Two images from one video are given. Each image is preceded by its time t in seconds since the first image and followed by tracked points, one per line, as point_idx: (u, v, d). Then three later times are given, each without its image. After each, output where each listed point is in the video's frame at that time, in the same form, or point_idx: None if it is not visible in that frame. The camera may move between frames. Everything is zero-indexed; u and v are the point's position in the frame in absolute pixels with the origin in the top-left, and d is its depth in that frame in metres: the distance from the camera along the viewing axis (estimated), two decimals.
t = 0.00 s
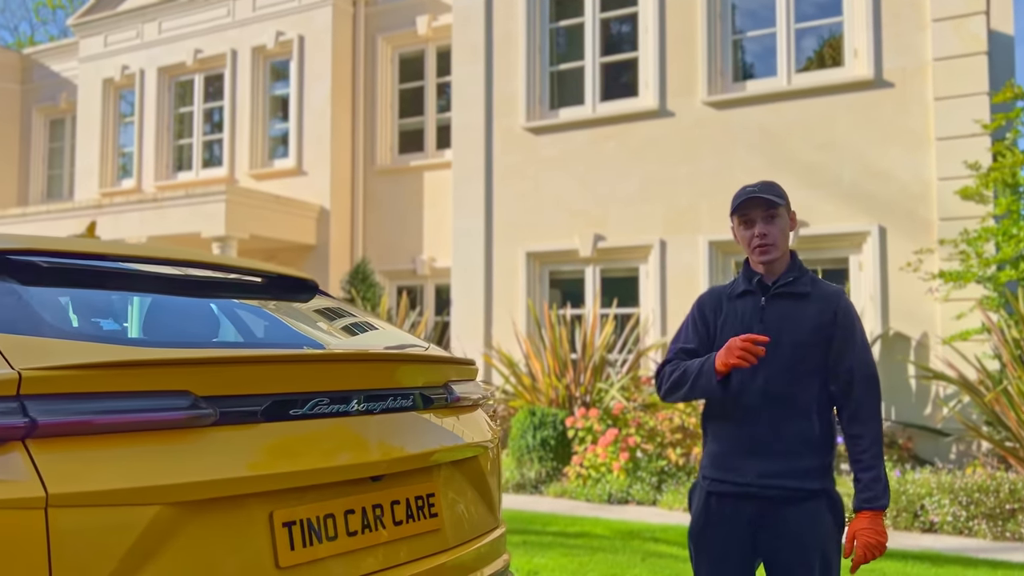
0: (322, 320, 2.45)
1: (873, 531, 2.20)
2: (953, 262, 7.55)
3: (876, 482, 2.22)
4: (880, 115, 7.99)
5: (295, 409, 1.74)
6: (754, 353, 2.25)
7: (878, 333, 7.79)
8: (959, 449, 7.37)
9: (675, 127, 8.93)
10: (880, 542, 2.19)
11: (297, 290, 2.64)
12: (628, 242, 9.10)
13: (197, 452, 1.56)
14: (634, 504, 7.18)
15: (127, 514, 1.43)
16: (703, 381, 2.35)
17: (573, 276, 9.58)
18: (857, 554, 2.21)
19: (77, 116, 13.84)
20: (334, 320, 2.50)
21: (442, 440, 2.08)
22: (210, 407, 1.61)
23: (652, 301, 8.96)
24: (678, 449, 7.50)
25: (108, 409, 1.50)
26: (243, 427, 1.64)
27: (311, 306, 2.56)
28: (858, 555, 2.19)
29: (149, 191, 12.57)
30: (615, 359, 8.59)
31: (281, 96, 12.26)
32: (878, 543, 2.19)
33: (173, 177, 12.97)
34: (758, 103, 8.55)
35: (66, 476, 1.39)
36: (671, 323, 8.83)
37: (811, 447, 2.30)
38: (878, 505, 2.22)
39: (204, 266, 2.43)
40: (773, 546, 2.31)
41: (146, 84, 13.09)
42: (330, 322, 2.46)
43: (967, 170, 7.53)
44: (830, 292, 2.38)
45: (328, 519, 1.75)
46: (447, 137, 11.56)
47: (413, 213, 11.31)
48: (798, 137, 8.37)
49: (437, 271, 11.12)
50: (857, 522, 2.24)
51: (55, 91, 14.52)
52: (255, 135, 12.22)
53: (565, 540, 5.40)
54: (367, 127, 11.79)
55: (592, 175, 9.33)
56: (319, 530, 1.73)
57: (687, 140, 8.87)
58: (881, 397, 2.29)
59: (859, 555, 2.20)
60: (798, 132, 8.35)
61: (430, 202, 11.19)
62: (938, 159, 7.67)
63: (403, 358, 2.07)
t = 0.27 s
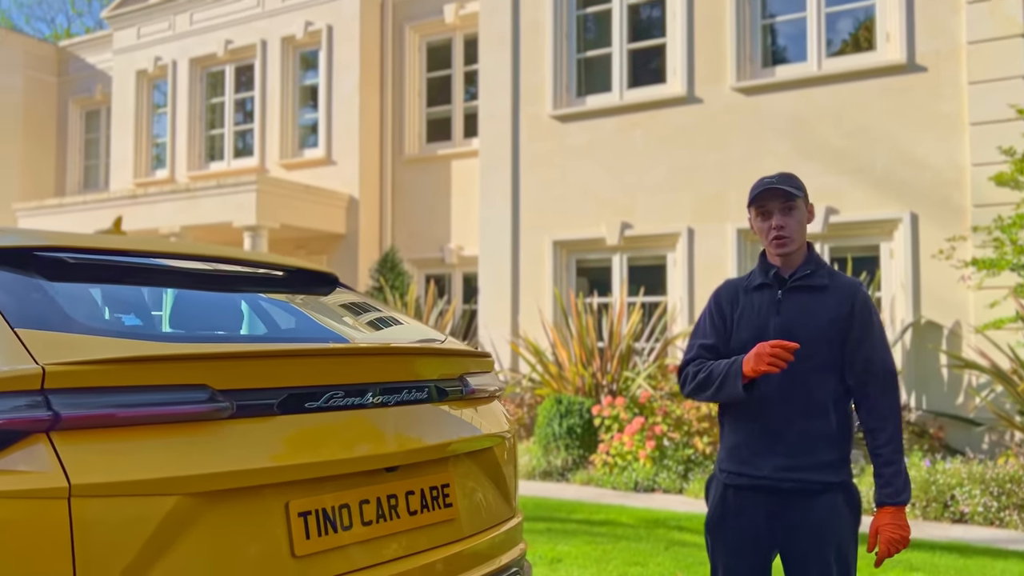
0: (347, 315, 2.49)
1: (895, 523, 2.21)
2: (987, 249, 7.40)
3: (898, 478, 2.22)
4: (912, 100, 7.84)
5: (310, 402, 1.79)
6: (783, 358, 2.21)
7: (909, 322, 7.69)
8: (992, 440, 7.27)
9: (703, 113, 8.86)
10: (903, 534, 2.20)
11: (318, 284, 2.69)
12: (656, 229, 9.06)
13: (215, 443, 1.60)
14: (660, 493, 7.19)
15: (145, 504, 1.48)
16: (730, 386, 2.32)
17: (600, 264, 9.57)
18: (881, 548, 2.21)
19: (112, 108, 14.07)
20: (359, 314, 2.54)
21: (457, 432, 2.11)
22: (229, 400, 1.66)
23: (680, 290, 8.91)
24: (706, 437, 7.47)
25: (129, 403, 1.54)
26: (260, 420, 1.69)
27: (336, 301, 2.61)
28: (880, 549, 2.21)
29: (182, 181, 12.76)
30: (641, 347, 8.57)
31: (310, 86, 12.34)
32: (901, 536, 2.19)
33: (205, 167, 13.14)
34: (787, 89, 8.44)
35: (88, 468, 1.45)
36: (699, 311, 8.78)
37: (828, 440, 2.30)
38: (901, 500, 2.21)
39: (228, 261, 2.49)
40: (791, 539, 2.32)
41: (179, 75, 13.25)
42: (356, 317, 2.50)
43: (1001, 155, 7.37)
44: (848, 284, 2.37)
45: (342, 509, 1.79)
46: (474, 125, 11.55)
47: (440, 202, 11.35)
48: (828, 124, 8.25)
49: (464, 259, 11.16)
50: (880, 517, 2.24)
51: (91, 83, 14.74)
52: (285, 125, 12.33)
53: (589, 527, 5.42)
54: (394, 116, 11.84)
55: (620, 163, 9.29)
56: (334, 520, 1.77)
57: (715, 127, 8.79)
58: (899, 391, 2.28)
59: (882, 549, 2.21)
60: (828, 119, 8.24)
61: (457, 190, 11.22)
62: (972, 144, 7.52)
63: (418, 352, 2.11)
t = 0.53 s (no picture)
0: (373, 304, 2.52)
1: (911, 512, 2.18)
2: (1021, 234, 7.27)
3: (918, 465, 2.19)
4: (945, 83, 7.70)
5: (329, 388, 1.82)
6: (793, 346, 2.23)
7: (940, 308, 7.57)
8: None
9: (730, 98, 8.77)
10: (919, 524, 2.16)
11: (341, 273, 2.73)
12: (682, 215, 9.01)
13: (235, 427, 1.64)
14: (686, 479, 7.19)
15: (168, 487, 1.52)
16: (739, 375, 2.34)
17: (626, 250, 9.54)
18: (900, 535, 2.19)
19: (144, 97, 14.24)
20: (383, 303, 2.57)
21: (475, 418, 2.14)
22: (249, 386, 1.70)
23: (707, 276, 8.86)
24: (732, 424, 7.44)
25: (153, 388, 1.59)
26: (280, 405, 1.73)
27: (361, 290, 2.64)
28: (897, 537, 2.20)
29: (212, 169, 12.92)
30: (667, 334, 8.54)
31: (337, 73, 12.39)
32: (916, 526, 2.16)
33: (235, 155, 13.28)
34: (816, 72, 8.32)
35: (113, 451, 1.49)
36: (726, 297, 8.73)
37: (847, 428, 2.29)
38: (920, 487, 2.19)
39: (251, 250, 2.53)
40: (810, 526, 2.31)
41: (208, 64, 13.37)
42: (380, 305, 2.53)
43: None
44: (868, 271, 2.35)
45: (360, 492, 1.83)
46: (500, 112, 11.53)
47: (467, 189, 11.37)
48: (858, 107, 8.13)
49: (491, 246, 11.19)
50: (899, 504, 2.21)
51: (122, 72, 14.91)
52: (313, 113, 12.41)
53: (613, 513, 5.45)
54: (421, 103, 11.85)
55: (646, 149, 9.25)
56: (352, 502, 1.81)
57: (743, 112, 8.70)
58: (921, 379, 2.26)
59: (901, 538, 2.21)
60: (858, 102, 8.11)
61: (483, 177, 11.24)
62: (1006, 126, 7.36)
63: (435, 339, 2.14)
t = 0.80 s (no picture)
0: (395, 294, 2.54)
1: (929, 504, 2.15)
2: None
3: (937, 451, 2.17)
4: (975, 65, 7.54)
5: (344, 377, 1.84)
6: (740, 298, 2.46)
7: (969, 295, 7.45)
8: None
9: (755, 82, 8.67)
10: (935, 515, 2.15)
11: (359, 262, 2.76)
12: (706, 201, 8.94)
13: (252, 416, 1.67)
14: (709, 466, 7.17)
15: (186, 473, 1.55)
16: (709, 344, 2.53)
17: (650, 237, 9.50)
18: (912, 524, 2.17)
19: (171, 85, 14.35)
20: (405, 294, 2.59)
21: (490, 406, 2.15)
22: (265, 374, 1.72)
23: (731, 262, 8.80)
24: (756, 411, 7.40)
25: (171, 377, 1.61)
26: (296, 394, 1.75)
27: (383, 280, 2.67)
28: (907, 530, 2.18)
29: (238, 157, 13.01)
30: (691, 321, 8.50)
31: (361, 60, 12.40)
32: (932, 516, 2.15)
33: (260, 143, 13.36)
34: (843, 55, 8.19)
35: (133, 439, 1.52)
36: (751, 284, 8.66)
37: (866, 417, 2.27)
38: (935, 476, 2.17)
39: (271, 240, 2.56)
40: (828, 515, 2.30)
41: (233, 52, 13.44)
42: (402, 296, 2.55)
43: None
44: (889, 260, 2.32)
45: (375, 480, 1.85)
46: (523, 97, 11.47)
47: (490, 175, 11.36)
48: (886, 90, 7.99)
49: (514, 233, 11.19)
50: (913, 493, 2.19)
51: (149, 61, 15.02)
52: (337, 100, 12.44)
53: (635, 500, 5.45)
54: (444, 89, 11.83)
55: (670, 135, 9.18)
56: (367, 489, 1.83)
57: (769, 96, 8.60)
58: (941, 368, 2.23)
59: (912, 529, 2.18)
60: (885, 85, 7.98)
61: (506, 163, 11.21)
62: None
63: (451, 328, 2.15)
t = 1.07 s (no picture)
0: (414, 284, 2.56)
1: (948, 493, 2.14)
2: None
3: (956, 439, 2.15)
4: (1002, 47, 7.40)
5: (358, 363, 1.86)
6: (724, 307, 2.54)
7: (995, 281, 7.35)
8: None
9: (777, 66, 8.58)
10: (954, 504, 2.13)
11: (376, 250, 2.78)
12: (727, 187, 8.88)
13: (267, 401, 1.69)
14: (728, 453, 7.15)
15: (203, 458, 1.58)
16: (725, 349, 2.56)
17: (670, 223, 9.46)
18: (929, 513, 2.16)
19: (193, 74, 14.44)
20: (424, 283, 2.60)
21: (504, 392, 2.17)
22: (281, 360, 1.74)
23: (752, 248, 8.74)
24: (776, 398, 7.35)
25: (189, 363, 1.64)
26: (310, 380, 1.77)
27: (402, 269, 2.69)
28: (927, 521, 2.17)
29: (259, 145, 13.09)
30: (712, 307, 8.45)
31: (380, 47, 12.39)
32: (950, 506, 2.13)
33: (281, 131, 13.43)
34: (867, 38, 8.07)
35: (151, 423, 1.55)
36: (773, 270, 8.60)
37: (882, 404, 2.25)
38: (954, 465, 2.15)
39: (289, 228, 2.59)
40: (843, 502, 2.30)
41: (254, 40, 13.49)
42: (421, 285, 2.56)
43: None
44: (906, 246, 2.30)
45: (389, 465, 1.87)
46: (543, 83, 11.41)
47: (510, 162, 11.34)
48: (910, 74, 7.87)
49: (533, 219, 11.18)
50: (930, 482, 2.18)
51: (172, 50, 15.11)
52: (357, 88, 12.46)
53: (652, 486, 5.45)
54: (463, 75, 11.80)
55: (691, 120, 9.11)
56: (381, 474, 1.85)
57: (791, 80, 8.50)
58: (959, 356, 2.19)
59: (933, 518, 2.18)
60: (910, 69, 7.86)
61: (526, 150, 11.18)
62: None
63: (464, 316, 2.16)
